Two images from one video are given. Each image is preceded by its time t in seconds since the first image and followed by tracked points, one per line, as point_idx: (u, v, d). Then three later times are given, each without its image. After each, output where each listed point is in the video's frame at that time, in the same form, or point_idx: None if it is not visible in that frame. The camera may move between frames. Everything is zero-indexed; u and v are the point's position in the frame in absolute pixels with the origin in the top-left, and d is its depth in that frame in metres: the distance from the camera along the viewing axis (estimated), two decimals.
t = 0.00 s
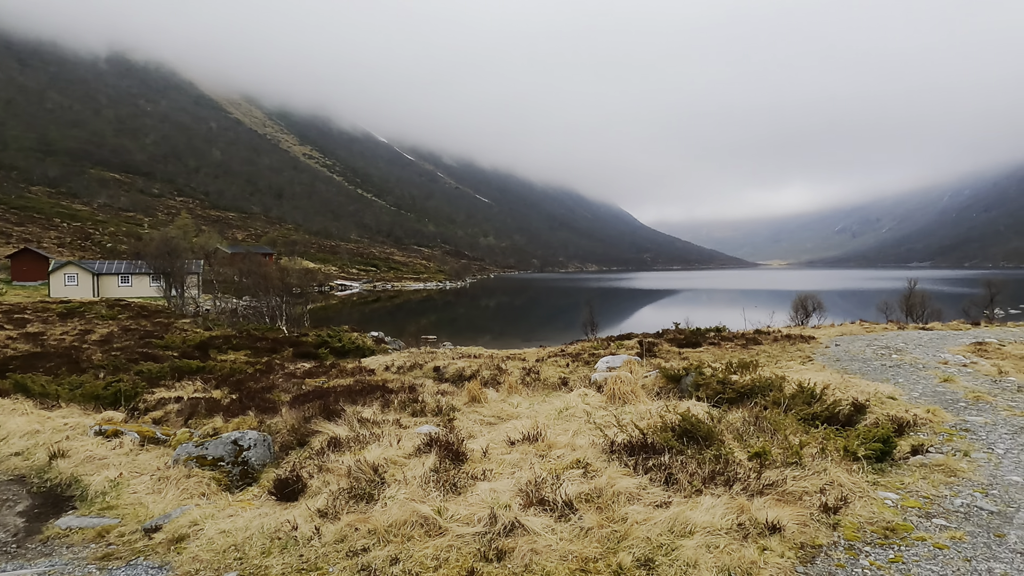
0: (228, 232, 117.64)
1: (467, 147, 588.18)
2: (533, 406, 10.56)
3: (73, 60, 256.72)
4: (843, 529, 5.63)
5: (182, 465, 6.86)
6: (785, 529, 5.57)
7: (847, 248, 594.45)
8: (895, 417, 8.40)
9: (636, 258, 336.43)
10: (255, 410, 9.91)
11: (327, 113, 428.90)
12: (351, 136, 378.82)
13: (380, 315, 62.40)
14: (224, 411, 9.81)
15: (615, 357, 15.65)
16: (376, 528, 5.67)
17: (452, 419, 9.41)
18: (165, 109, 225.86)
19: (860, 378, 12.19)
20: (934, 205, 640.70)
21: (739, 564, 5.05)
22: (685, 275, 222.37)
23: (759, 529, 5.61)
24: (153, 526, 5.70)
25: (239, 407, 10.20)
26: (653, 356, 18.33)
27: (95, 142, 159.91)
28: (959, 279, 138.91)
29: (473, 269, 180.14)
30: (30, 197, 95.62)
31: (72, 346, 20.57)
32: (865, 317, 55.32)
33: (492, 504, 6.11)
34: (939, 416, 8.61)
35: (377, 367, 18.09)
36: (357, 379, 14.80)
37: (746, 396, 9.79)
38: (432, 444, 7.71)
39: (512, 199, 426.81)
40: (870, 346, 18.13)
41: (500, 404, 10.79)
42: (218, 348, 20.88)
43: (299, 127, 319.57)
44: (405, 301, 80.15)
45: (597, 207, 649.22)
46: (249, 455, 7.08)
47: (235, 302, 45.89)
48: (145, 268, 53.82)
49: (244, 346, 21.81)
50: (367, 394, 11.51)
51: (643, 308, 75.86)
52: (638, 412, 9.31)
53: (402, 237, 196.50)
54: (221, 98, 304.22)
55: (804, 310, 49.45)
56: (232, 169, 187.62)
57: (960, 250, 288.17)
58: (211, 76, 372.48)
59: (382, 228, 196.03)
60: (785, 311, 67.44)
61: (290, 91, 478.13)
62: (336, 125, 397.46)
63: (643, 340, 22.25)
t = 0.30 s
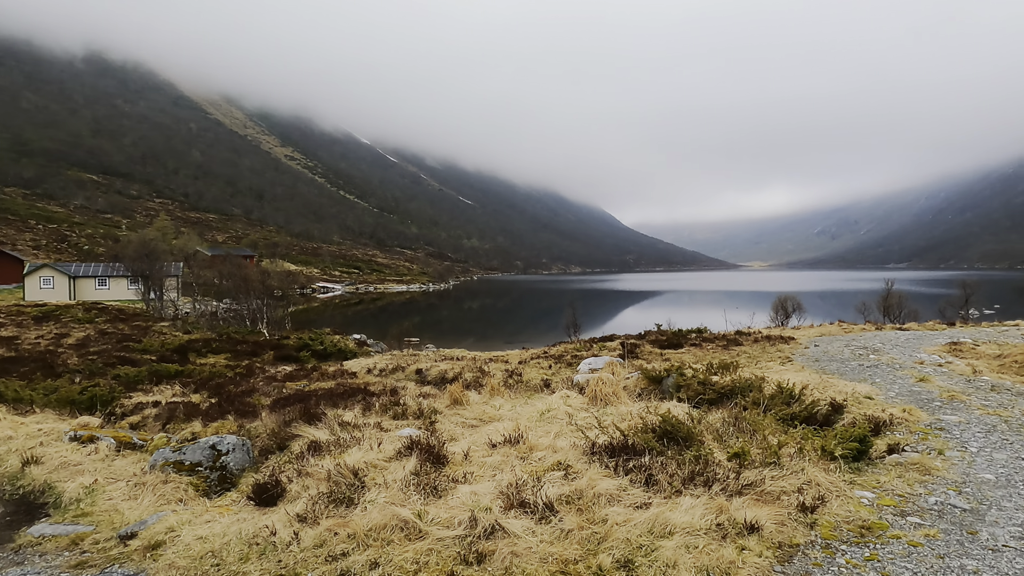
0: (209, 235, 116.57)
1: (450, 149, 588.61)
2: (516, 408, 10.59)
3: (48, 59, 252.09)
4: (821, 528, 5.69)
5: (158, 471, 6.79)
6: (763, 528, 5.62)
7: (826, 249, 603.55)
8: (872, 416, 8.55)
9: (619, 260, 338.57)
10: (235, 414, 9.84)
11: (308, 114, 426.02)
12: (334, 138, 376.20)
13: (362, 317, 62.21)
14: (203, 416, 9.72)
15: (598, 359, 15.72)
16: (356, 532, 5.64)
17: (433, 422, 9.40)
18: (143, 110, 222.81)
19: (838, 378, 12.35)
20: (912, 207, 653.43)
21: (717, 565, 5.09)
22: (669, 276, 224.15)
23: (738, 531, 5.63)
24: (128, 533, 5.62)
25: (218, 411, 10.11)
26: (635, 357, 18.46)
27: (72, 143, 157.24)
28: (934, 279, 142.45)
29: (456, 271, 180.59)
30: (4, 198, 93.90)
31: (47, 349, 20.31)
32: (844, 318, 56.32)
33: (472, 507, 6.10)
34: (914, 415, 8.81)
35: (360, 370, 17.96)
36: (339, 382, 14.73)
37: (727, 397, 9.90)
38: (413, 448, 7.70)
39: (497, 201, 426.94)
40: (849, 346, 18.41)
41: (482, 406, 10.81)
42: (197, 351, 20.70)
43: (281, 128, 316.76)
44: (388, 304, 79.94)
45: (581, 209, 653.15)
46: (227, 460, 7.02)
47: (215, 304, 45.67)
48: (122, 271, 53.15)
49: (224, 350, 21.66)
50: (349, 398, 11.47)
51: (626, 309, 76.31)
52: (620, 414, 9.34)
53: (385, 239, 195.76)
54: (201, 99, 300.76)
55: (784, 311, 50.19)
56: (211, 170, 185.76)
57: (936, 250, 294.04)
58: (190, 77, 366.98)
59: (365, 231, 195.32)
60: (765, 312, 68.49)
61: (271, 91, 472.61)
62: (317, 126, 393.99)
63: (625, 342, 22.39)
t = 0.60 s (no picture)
0: (187, 236, 115.19)
1: (433, 150, 587.78)
2: (497, 409, 10.68)
3: (22, 58, 246.75)
4: (796, 526, 5.77)
5: (134, 477, 6.72)
6: (740, 528, 5.68)
7: (805, 250, 612.46)
8: (848, 415, 8.75)
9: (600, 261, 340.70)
10: (214, 418, 9.79)
11: (289, 115, 422.54)
12: (317, 139, 373.00)
13: (344, 319, 61.93)
14: (180, 420, 9.64)
15: (580, 360, 15.79)
16: (334, 537, 5.62)
17: (415, 424, 9.42)
18: (120, 110, 219.37)
19: (817, 378, 12.51)
20: (889, 208, 665.41)
21: (696, 564, 5.13)
22: (653, 277, 225.85)
23: (717, 529, 5.70)
24: (102, 540, 5.55)
25: (197, 415, 10.05)
26: (616, 358, 18.54)
27: (47, 144, 154.30)
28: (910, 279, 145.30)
29: (439, 272, 180.86)
30: None
31: (20, 354, 20.00)
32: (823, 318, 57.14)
33: (453, 509, 6.10)
34: (890, 414, 9.01)
35: (341, 372, 17.90)
36: (320, 385, 14.66)
37: (707, 397, 10.05)
38: (394, 451, 7.68)
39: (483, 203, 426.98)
40: (827, 346, 18.68)
41: (464, 408, 10.87)
42: (176, 355, 20.50)
43: (263, 130, 313.54)
44: (370, 306, 79.61)
45: (564, 211, 656.19)
46: (206, 465, 7.00)
47: (194, 307, 45.33)
48: (99, 273, 52.55)
49: (204, 353, 21.51)
50: (330, 401, 11.46)
51: (608, 310, 76.76)
52: (601, 414, 9.41)
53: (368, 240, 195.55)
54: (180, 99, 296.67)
55: (764, 311, 50.89)
56: (190, 171, 183.79)
57: (912, 251, 299.99)
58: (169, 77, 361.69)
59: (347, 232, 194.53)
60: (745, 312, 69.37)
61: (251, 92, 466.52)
62: (299, 128, 390.12)
63: (608, 342, 22.49)
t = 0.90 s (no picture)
0: (167, 238, 113.89)
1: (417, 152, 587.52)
2: (480, 411, 10.70)
3: None
4: (775, 525, 5.82)
5: (111, 482, 6.64)
6: (721, 528, 5.71)
7: (786, 250, 620.93)
8: (827, 415, 8.88)
9: (584, 262, 343.11)
10: (194, 422, 9.75)
11: (271, 116, 419.06)
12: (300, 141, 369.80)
13: (327, 321, 61.61)
14: (159, 424, 9.57)
15: (563, 361, 15.89)
16: (315, 541, 5.58)
17: (397, 427, 9.44)
18: (98, 110, 216.03)
19: (796, 378, 12.68)
20: (868, 208, 677.42)
21: (676, 564, 5.15)
22: (638, 279, 227.92)
23: (696, 529, 5.74)
24: (77, 546, 5.47)
25: (175, 419, 9.98)
26: (599, 359, 18.61)
27: (22, 144, 151.47)
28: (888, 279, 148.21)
29: (423, 274, 180.74)
30: None
31: None
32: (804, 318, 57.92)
33: (435, 512, 6.10)
34: (869, 413, 9.19)
35: (323, 375, 17.81)
36: (302, 388, 14.59)
37: (689, 397, 10.18)
38: (375, 453, 7.68)
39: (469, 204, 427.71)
40: (807, 345, 18.96)
41: (447, 410, 10.88)
42: (155, 358, 20.23)
43: (245, 131, 310.19)
44: (353, 308, 79.19)
45: (549, 212, 659.19)
46: (184, 469, 6.97)
47: (174, 310, 45.03)
48: (76, 276, 51.98)
49: (184, 356, 21.28)
50: (312, 404, 11.46)
51: (591, 312, 77.15)
52: (584, 415, 9.46)
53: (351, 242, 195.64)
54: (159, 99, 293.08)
55: (745, 312, 51.57)
56: (170, 173, 181.77)
57: (891, 251, 305.40)
58: (148, 77, 356.75)
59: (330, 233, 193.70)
60: (727, 313, 70.19)
61: (230, 92, 460.43)
62: (281, 129, 386.26)
63: (591, 344, 22.61)
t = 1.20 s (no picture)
0: (147, 239, 112.57)
1: (401, 154, 586.69)
2: (464, 413, 10.72)
3: None
4: (758, 524, 5.86)
5: (89, 488, 6.58)
6: (704, 527, 5.75)
7: (768, 250, 628.67)
8: (808, 415, 9.03)
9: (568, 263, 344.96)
10: (174, 426, 9.70)
11: (253, 117, 415.22)
12: (284, 143, 366.29)
13: (311, 324, 61.28)
14: (139, 428, 9.49)
15: (547, 363, 15.97)
16: (297, 545, 5.55)
17: (381, 429, 9.47)
18: (77, 110, 212.63)
19: (779, 378, 12.81)
20: (849, 209, 688.26)
21: (659, 563, 5.18)
22: (623, 280, 229.52)
23: (680, 529, 5.76)
24: (54, 553, 5.38)
25: (155, 423, 9.90)
26: (583, 360, 18.71)
27: None
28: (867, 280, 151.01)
29: (407, 276, 180.47)
30: None
31: None
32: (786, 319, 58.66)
33: (418, 515, 6.08)
34: (848, 412, 9.36)
35: (306, 377, 17.73)
36: (284, 391, 14.53)
37: (673, 397, 10.30)
38: (358, 456, 7.68)
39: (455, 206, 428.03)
40: (790, 346, 19.18)
41: (431, 412, 10.90)
42: (135, 361, 20.01)
43: (228, 133, 306.62)
44: (337, 310, 78.77)
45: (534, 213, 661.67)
46: (164, 474, 6.92)
47: (154, 312, 44.85)
48: (54, 278, 51.43)
49: (164, 359, 21.07)
50: (295, 407, 11.44)
51: (576, 313, 77.27)
52: (567, 417, 9.52)
53: (334, 243, 195.35)
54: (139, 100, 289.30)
55: (728, 312, 52.16)
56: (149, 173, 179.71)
57: (871, 252, 310.48)
58: (127, 77, 351.85)
59: (313, 235, 192.74)
60: (710, 314, 70.93)
61: (210, 92, 453.71)
62: (263, 131, 381.68)
63: (575, 345, 22.72)
